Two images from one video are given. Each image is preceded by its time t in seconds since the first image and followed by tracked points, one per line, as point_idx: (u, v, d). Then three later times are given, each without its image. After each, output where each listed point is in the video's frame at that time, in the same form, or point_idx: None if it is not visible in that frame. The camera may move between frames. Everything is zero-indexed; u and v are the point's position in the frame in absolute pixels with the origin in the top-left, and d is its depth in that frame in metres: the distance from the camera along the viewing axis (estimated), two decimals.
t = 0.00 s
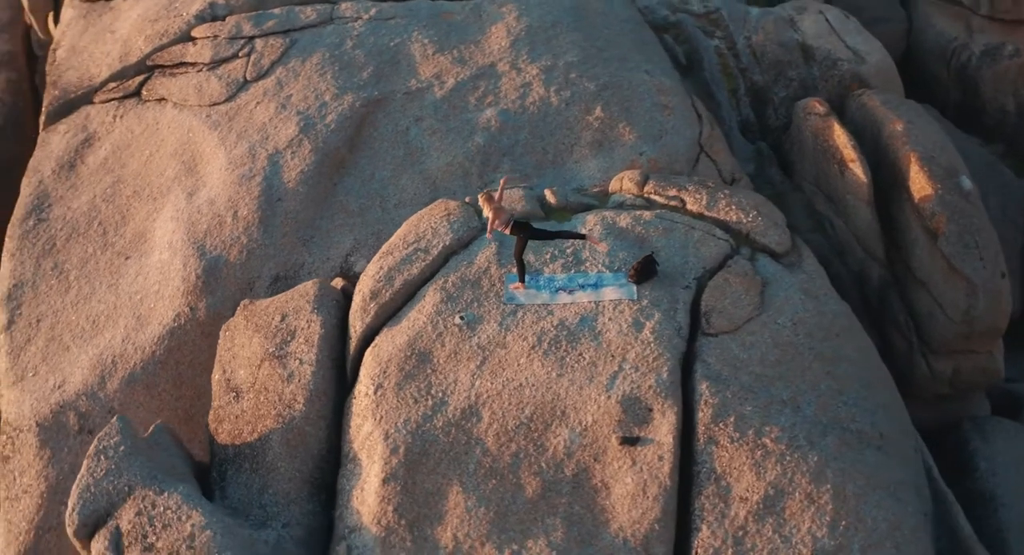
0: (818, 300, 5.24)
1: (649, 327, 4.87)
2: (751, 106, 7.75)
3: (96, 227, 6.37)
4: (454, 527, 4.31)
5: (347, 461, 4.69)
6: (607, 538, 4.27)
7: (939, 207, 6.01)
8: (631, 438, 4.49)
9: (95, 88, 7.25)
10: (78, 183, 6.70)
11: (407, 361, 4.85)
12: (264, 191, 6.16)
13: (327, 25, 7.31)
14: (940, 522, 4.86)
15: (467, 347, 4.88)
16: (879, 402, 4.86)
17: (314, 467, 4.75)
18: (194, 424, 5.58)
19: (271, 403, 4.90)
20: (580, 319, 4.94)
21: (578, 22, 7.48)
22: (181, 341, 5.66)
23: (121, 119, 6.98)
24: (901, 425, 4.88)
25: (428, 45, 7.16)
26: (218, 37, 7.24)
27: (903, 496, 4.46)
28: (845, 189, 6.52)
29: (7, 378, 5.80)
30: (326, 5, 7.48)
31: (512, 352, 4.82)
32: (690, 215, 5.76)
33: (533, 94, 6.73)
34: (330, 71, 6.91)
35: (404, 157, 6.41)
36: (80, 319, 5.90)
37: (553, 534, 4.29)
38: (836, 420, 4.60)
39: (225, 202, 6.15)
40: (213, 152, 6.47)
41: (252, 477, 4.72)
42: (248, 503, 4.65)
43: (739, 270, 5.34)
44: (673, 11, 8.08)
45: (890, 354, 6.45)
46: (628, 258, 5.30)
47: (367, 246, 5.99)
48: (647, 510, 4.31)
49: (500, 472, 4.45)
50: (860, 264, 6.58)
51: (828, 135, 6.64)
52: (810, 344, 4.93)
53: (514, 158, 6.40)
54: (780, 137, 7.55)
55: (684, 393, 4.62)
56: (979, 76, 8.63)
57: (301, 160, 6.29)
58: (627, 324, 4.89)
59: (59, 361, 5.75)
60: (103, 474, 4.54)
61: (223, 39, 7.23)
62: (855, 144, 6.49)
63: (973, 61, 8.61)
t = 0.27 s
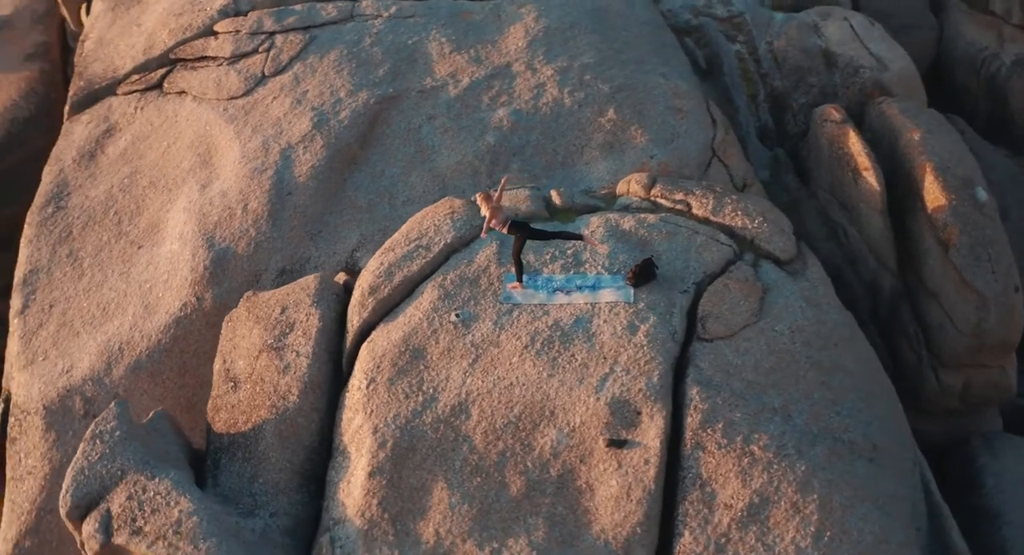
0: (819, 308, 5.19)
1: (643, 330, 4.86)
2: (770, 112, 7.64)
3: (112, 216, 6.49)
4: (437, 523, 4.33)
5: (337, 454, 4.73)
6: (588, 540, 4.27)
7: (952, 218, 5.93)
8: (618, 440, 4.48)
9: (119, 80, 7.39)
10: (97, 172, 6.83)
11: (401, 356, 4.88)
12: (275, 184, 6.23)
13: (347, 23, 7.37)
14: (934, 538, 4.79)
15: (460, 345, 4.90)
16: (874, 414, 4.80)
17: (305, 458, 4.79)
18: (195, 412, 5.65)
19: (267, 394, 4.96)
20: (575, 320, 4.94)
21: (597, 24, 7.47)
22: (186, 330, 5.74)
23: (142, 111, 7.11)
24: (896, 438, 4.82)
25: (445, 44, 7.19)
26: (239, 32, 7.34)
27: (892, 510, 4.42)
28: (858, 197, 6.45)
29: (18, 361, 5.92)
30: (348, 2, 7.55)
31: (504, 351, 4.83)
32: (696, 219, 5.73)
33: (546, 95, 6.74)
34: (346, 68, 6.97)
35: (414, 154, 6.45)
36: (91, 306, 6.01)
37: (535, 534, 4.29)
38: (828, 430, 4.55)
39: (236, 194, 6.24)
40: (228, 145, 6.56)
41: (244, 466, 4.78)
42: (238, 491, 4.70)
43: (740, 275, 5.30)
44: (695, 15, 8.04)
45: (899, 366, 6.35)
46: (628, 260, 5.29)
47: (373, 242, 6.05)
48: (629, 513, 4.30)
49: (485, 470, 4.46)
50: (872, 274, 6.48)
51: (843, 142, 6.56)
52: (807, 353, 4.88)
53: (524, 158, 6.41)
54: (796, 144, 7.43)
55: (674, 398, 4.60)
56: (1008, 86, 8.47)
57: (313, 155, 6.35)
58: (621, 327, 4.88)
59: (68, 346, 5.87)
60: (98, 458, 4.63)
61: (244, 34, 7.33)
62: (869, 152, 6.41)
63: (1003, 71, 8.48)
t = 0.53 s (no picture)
0: (819, 319, 5.13)
1: (636, 333, 4.84)
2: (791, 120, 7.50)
3: (131, 204, 6.63)
4: (417, 518, 4.35)
5: (326, 445, 4.78)
6: (566, 541, 4.26)
7: (966, 232, 5.84)
8: (603, 442, 4.47)
9: (147, 72, 7.55)
10: (120, 161, 6.98)
11: (394, 351, 4.92)
12: (288, 177, 6.32)
13: (371, 20, 7.45)
14: None
15: (453, 342, 4.92)
16: (868, 428, 4.74)
17: (296, 448, 4.85)
18: (199, 399, 5.75)
19: (263, 384, 5.03)
20: (569, 321, 4.94)
21: (620, 27, 7.45)
22: (194, 318, 5.84)
23: (167, 102, 7.26)
24: (890, 453, 4.74)
25: (465, 43, 7.23)
26: (264, 28, 7.46)
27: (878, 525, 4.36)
28: (874, 208, 6.35)
29: (32, 342, 6.08)
30: None
31: (496, 350, 4.85)
32: (701, 225, 5.69)
33: (562, 97, 6.74)
34: (366, 65, 7.05)
35: (427, 151, 6.50)
36: (105, 292, 6.15)
37: (513, 532, 4.29)
38: (816, 441, 4.50)
39: (250, 187, 6.34)
40: (246, 138, 6.67)
41: (236, 453, 4.85)
42: (228, 478, 4.77)
43: (741, 283, 5.25)
44: (722, 21, 8.03)
45: (909, 381, 6.23)
46: (627, 264, 5.28)
47: (381, 237, 6.10)
48: (608, 516, 4.29)
49: (469, 467, 4.48)
50: (885, 286, 6.37)
51: (861, 152, 6.47)
52: (802, 363, 4.83)
53: (535, 159, 6.42)
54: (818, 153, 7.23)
55: (662, 402, 4.58)
56: None
57: (327, 150, 6.43)
58: (615, 330, 4.87)
59: (80, 330, 6.00)
60: (94, 439, 4.73)
61: (270, 29, 7.44)
62: (886, 162, 6.32)
63: None
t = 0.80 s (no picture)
0: (818, 328, 5.08)
1: (629, 337, 4.83)
2: (810, 127, 7.38)
3: (147, 195, 6.74)
4: (400, 512, 4.38)
5: (317, 437, 4.82)
6: (547, 541, 4.26)
7: (977, 245, 5.77)
8: (589, 445, 4.46)
9: (171, 65, 7.68)
10: (140, 153, 7.11)
11: (388, 347, 4.95)
12: (299, 172, 6.39)
13: (391, 19, 7.51)
14: None
15: (448, 340, 4.95)
16: (860, 439, 4.68)
17: (288, 440, 4.90)
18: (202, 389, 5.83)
19: (260, 375, 5.09)
20: (564, 322, 4.94)
21: (638, 30, 7.43)
22: (201, 309, 5.93)
23: (188, 96, 7.38)
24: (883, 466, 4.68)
25: (483, 43, 7.26)
26: (286, 24, 7.55)
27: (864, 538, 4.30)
28: (886, 218, 6.27)
29: (45, 328, 6.20)
30: None
31: (489, 349, 4.87)
32: (706, 230, 5.66)
33: (576, 98, 6.74)
34: (383, 63, 7.10)
35: (438, 150, 6.54)
36: (117, 280, 6.26)
37: (495, 531, 4.30)
38: (805, 451, 4.46)
39: (262, 181, 6.42)
40: (261, 133, 6.76)
41: (230, 442, 4.92)
42: (221, 467, 4.83)
43: (741, 289, 5.22)
44: (744, 27, 8.00)
45: (917, 394, 6.14)
46: (627, 267, 5.27)
47: (387, 234, 6.13)
48: (590, 518, 4.28)
49: (455, 464, 4.50)
50: (896, 298, 6.28)
51: (875, 161, 6.40)
52: (797, 372, 4.79)
53: (545, 160, 6.42)
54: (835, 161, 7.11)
55: (651, 406, 4.56)
56: None
57: (339, 146, 6.49)
58: (608, 332, 4.86)
59: (91, 317, 6.12)
60: (92, 424, 4.83)
61: (291, 26, 7.54)
62: (900, 172, 6.24)
63: None
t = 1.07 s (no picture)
0: (817, 337, 5.02)
1: (623, 340, 4.81)
2: (829, 134, 7.30)
3: (164, 187, 6.86)
4: (384, 507, 4.41)
5: (310, 430, 4.88)
6: (528, 541, 4.26)
7: (987, 257, 5.68)
8: (575, 447, 4.46)
9: (195, 59, 7.81)
10: (160, 145, 7.23)
11: (384, 343, 4.99)
12: (311, 168, 6.46)
13: (411, 17, 7.56)
14: None
15: (442, 337, 4.97)
16: (853, 451, 4.63)
17: (282, 431, 4.95)
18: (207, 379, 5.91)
19: (259, 367, 5.16)
20: (559, 323, 4.94)
21: (658, 33, 7.40)
22: (208, 300, 6.01)
23: (209, 90, 7.49)
24: (876, 479, 4.61)
25: (501, 43, 7.28)
26: (308, 21, 7.64)
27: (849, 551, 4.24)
28: (898, 228, 6.19)
29: (59, 314, 6.33)
30: None
31: (483, 348, 4.88)
32: (710, 235, 5.63)
33: (589, 100, 6.73)
34: (401, 61, 7.15)
35: (450, 149, 6.57)
36: (130, 269, 6.38)
37: (477, 529, 4.31)
38: (794, 461, 4.42)
39: (275, 175, 6.50)
40: (277, 128, 6.84)
41: (226, 432, 4.98)
42: (215, 456, 4.90)
43: (741, 295, 5.18)
44: (767, 32, 7.95)
45: (924, 408, 6.04)
46: (626, 270, 5.25)
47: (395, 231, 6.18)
48: (572, 520, 4.27)
49: (441, 461, 4.53)
50: (906, 309, 6.18)
51: (889, 171, 6.32)
52: (791, 381, 4.74)
53: (555, 161, 6.42)
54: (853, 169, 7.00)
55: (640, 410, 4.55)
56: None
57: (352, 143, 6.55)
58: (602, 335, 4.85)
59: (104, 304, 6.24)
60: (92, 410, 4.93)
61: (312, 23, 7.62)
62: (914, 183, 6.16)
63: None
